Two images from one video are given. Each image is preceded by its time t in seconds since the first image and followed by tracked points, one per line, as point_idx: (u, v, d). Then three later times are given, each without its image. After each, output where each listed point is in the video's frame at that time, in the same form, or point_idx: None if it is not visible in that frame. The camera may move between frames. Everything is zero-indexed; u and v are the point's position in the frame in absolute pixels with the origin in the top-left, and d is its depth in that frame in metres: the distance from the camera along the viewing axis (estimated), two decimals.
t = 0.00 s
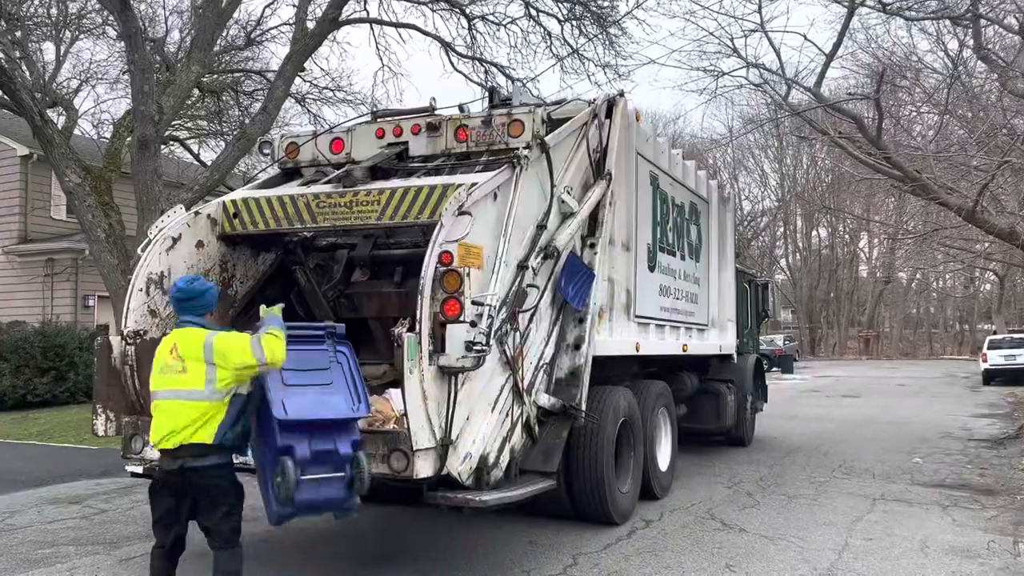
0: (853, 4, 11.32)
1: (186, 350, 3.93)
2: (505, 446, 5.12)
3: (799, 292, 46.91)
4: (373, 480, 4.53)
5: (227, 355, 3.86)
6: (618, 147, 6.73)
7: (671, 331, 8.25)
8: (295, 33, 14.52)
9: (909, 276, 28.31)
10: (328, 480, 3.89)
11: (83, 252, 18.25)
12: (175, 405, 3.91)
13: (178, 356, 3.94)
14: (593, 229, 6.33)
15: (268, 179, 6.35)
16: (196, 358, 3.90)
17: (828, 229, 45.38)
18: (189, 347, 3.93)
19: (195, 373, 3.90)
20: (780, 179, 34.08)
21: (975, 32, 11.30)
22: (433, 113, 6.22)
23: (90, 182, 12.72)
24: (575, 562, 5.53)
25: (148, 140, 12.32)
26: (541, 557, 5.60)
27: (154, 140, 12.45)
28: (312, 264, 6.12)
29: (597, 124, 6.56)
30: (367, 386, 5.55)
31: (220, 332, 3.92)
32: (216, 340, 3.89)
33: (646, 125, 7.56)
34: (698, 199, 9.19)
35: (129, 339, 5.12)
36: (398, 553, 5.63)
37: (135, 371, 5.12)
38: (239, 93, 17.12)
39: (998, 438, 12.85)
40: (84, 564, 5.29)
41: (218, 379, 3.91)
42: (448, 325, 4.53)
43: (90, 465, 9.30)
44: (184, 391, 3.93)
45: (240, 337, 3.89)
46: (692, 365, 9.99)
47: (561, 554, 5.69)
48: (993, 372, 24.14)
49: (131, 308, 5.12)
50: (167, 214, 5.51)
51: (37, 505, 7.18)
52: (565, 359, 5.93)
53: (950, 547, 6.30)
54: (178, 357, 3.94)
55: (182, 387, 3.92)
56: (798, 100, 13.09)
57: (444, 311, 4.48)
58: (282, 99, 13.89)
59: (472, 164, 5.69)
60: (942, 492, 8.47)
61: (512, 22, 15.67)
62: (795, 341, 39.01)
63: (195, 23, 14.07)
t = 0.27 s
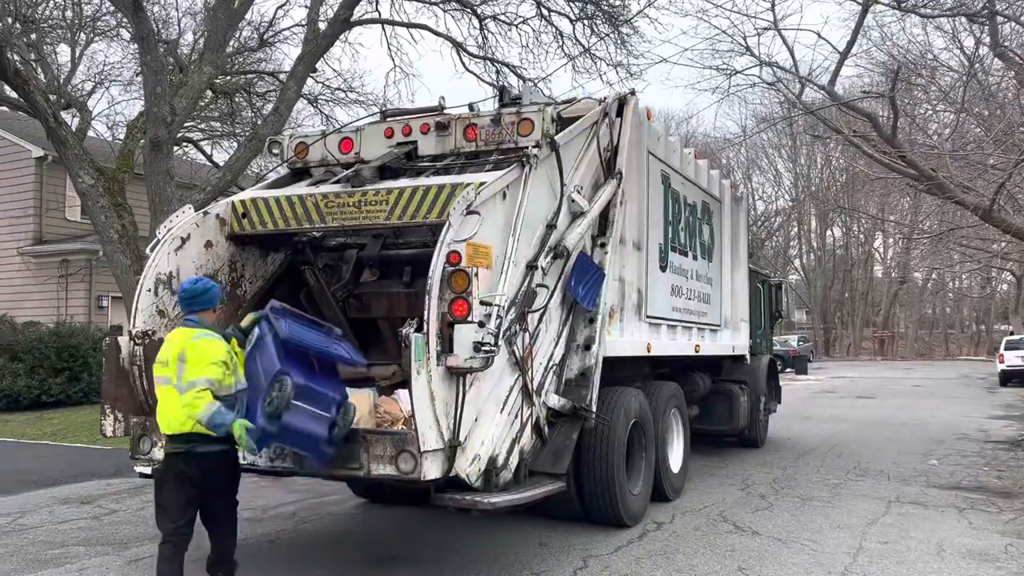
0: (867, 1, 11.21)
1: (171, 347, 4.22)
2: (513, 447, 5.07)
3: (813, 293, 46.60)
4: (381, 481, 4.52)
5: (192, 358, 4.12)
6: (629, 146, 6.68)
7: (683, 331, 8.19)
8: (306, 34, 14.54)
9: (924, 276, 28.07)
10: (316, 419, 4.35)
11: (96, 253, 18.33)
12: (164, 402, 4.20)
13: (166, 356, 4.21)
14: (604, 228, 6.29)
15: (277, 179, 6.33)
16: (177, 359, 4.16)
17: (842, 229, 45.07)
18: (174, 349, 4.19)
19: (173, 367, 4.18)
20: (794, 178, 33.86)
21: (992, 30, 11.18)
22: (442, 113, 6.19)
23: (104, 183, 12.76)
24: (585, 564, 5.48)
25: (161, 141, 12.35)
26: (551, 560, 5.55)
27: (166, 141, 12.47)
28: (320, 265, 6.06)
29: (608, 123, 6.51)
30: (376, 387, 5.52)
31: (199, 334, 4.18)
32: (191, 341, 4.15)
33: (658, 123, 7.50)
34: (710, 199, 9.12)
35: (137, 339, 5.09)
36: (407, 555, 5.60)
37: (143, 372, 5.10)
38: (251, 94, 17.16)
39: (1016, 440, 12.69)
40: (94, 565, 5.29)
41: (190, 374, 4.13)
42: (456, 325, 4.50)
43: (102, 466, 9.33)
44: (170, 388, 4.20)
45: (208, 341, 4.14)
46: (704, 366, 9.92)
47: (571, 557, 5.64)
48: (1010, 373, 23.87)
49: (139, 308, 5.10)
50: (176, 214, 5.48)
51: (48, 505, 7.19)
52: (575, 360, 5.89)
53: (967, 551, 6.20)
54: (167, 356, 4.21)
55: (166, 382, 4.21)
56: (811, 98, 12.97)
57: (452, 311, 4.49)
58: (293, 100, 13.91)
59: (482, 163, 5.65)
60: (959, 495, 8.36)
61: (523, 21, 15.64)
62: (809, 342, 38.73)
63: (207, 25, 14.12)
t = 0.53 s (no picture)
0: None
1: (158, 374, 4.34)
2: (518, 447, 5.05)
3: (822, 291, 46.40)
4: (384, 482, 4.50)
5: (181, 386, 4.23)
6: (635, 144, 6.64)
7: (690, 330, 8.14)
8: (313, 33, 14.55)
9: (934, 274, 27.89)
10: (285, 347, 4.40)
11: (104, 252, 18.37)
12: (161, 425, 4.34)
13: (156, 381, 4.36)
14: (610, 226, 6.25)
15: (281, 178, 6.32)
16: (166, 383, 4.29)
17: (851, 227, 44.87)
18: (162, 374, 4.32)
19: (164, 392, 4.30)
20: (802, 177, 33.71)
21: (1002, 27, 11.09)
22: (447, 111, 6.16)
23: (111, 183, 12.79)
24: (590, 565, 5.44)
25: (168, 141, 12.35)
26: (556, 560, 5.52)
27: (174, 140, 12.48)
28: (325, 264, 6.08)
29: (614, 122, 6.47)
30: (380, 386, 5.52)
31: (183, 358, 4.27)
32: (176, 367, 4.26)
33: (665, 121, 7.45)
34: (717, 197, 9.07)
35: (141, 339, 5.09)
36: (412, 555, 5.58)
37: (147, 372, 5.10)
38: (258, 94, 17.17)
39: None
40: (99, 564, 5.29)
41: (182, 398, 4.26)
42: (460, 325, 4.46)
43: (109, 465, 9.34)
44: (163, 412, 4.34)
45: (193, 368, 4.24)
46: (712, 365, 9.87)
47: (577, 557, 5.60)
48: (1021, 372, 23.71)
49: (143, 308, 5.09)
50: (180, 213, 5.48)
51: (55, 505, 7.20)
52: (580, 359, 5.85)
53: (978, 552, 6.14)
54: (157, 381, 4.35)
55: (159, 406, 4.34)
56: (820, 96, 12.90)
57: (456, 310, 4.43)
58: (300, 99, 13.92)
59: (486, 162, 5.63)
60: (969, 495, 8.29)
61: (530, 20, 15.60)
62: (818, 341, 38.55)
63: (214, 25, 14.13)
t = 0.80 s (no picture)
0: None
1: (154, 365, 4.52)
2: (522, 445, 5.04)
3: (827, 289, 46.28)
4: (386, 480, 4.50)
5: (181, 373, 4.43)
6: (639, 142, 6.62)
7: (694, 328, 8.12)
8: (317, 32, 14.54)
9: (940, 272, 27.78)
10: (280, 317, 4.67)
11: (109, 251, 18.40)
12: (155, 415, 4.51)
13: (150, 372, 4.55)
14: (614, 224, 6.24)
15: (284, 176, 6.31)
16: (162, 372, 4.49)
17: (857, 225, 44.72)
18: (156, 365, 4.51)
19: (162, 382, 4.49)
20: (808, 175, 33.61)
21: (1009, 24, 11.02)
22: (450, 108, 6.15)
23: (116, 182, 12.80)
24: (593, 563, 5.43)
25: (172, 139, 12.34)
26: (559, 559, 5.52)
27: (178, 139, 12.48)
28: (329, 261, 6.07)
29: (618, 119, 6.45)
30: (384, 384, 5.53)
31: (178, 349, 4.47)
32: (174, 357, 4.45)
33: (669, 119, 7.43)
34: (722, 195, 9.04)
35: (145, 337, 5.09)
36: (415, 553, 5.58)
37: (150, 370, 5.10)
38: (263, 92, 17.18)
39: None
40: (103, 562, 5.30)
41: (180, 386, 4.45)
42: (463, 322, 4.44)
43: (114, 463, 9.36)
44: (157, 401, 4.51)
45: (193, 355, 4.45)
46: (716, 363, 9.84)
47: (579, 555, 5.60)
48: None
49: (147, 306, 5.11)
50: (184, 211, 5.49)
51: (60, 502, 7.23)
52: (584, 357, 5.84)
53: (983, 550, 6.11)
54: (151, 372, 4.54)
55: (155, 398, 4.53)
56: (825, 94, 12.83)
57: (458, 308, 4.40)
58: (305, 97, 13.91)
59: (490, 159, 5.62)
60: (974, 494, 8.25)
61: (534, 18, 15.56)
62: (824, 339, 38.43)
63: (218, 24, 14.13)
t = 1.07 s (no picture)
0: None
1: (160, 358, 4.55)
2: (524, 442, 5.04)
3: (830, 287, 46.23)
4: (388, 477, 4.51)
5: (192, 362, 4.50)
6: (641, 139, 6.62)
7: (696, 325, 8.13)
8: (318, 29, 14.53)
9: (941, 269, 27.75)
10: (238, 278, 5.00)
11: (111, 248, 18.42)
12: (162, 406, 4.55)
13: (154, 365, 4.57)
14: (616, 221, 6.24)
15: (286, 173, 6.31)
16: (171, 363, 4.54)
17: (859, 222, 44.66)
18: (162, 357, 4.55)
19: (170, 373, 4.55)
20: (809, 172, 33.57)
21: (1012, 20, 10.99)
22: (452, 106, 6.16)
23: (118, 179, 12.82)
24: (595, 560, 5.44)
25: (174, 137, 12.35)
26: (562, 555, 5.53)
27: (180, 137, 12.48)
28: (331, 259, 5.96)
29: (619, 116, 6.45)
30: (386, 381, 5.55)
31: (188, 340, 4.54)
32: (184, 348, 4.51)
33: (671, 116, 7.42)
34: (723, 191, 9.04)
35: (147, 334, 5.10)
36: (417, 549, 5.60)
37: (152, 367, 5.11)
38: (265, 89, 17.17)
39: None
40: (106, 558, 5.32)
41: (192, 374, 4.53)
42: (464, 320, 4.44)
43: (116, 460, 9.38)
44: (164, 393, 4.55)
45: (204, 343, 4.54)
46: (717, 360, 9.85)
47: (582, 552, 5.60)
48: None
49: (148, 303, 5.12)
50: (186, 209, 5.50)
51: (63, 499, 7.25)
52: (586, 354, 5.85)
53: (985, 547, 6.11)
54: (156, 365, 4.57)
55: (161, 390, 4.56)
56: (827, 91, 12.81)
57: (460, 305, 4.41)
58: (306, 94, 13.91)
59: (492, 156, 5.62)
60: (976, 490, 8.25)
61: (536, 15, 15.54)
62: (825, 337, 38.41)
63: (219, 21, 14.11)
